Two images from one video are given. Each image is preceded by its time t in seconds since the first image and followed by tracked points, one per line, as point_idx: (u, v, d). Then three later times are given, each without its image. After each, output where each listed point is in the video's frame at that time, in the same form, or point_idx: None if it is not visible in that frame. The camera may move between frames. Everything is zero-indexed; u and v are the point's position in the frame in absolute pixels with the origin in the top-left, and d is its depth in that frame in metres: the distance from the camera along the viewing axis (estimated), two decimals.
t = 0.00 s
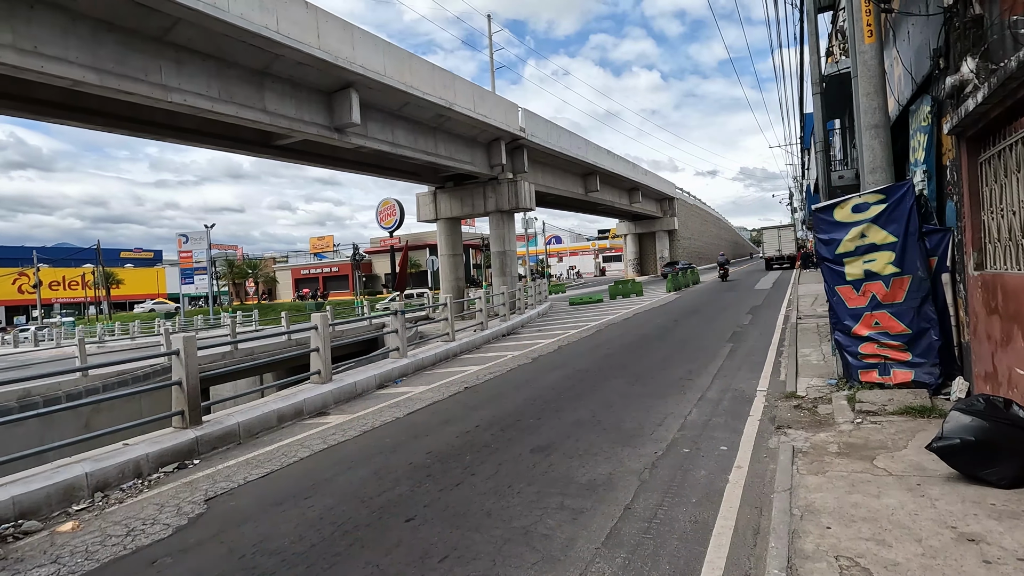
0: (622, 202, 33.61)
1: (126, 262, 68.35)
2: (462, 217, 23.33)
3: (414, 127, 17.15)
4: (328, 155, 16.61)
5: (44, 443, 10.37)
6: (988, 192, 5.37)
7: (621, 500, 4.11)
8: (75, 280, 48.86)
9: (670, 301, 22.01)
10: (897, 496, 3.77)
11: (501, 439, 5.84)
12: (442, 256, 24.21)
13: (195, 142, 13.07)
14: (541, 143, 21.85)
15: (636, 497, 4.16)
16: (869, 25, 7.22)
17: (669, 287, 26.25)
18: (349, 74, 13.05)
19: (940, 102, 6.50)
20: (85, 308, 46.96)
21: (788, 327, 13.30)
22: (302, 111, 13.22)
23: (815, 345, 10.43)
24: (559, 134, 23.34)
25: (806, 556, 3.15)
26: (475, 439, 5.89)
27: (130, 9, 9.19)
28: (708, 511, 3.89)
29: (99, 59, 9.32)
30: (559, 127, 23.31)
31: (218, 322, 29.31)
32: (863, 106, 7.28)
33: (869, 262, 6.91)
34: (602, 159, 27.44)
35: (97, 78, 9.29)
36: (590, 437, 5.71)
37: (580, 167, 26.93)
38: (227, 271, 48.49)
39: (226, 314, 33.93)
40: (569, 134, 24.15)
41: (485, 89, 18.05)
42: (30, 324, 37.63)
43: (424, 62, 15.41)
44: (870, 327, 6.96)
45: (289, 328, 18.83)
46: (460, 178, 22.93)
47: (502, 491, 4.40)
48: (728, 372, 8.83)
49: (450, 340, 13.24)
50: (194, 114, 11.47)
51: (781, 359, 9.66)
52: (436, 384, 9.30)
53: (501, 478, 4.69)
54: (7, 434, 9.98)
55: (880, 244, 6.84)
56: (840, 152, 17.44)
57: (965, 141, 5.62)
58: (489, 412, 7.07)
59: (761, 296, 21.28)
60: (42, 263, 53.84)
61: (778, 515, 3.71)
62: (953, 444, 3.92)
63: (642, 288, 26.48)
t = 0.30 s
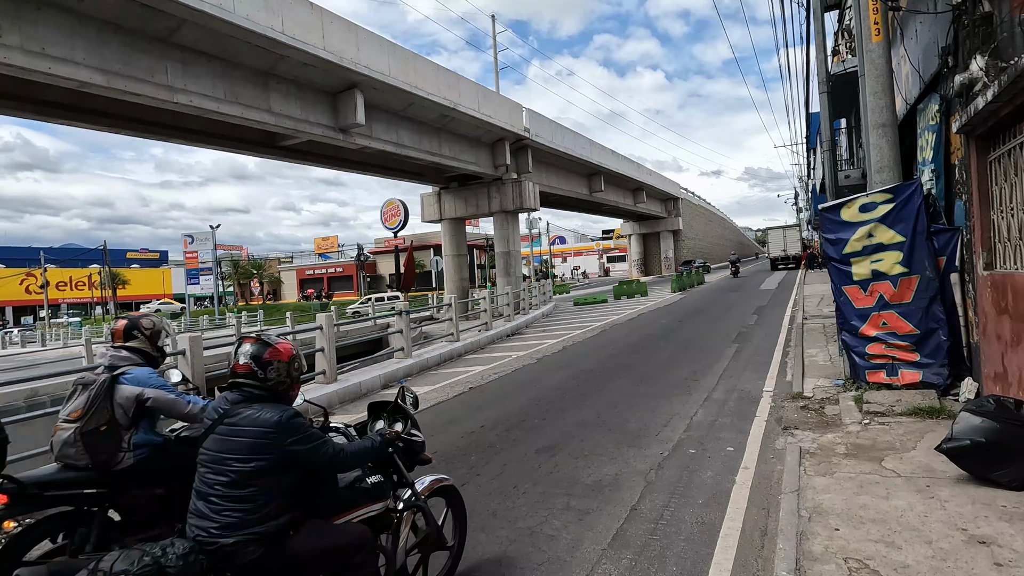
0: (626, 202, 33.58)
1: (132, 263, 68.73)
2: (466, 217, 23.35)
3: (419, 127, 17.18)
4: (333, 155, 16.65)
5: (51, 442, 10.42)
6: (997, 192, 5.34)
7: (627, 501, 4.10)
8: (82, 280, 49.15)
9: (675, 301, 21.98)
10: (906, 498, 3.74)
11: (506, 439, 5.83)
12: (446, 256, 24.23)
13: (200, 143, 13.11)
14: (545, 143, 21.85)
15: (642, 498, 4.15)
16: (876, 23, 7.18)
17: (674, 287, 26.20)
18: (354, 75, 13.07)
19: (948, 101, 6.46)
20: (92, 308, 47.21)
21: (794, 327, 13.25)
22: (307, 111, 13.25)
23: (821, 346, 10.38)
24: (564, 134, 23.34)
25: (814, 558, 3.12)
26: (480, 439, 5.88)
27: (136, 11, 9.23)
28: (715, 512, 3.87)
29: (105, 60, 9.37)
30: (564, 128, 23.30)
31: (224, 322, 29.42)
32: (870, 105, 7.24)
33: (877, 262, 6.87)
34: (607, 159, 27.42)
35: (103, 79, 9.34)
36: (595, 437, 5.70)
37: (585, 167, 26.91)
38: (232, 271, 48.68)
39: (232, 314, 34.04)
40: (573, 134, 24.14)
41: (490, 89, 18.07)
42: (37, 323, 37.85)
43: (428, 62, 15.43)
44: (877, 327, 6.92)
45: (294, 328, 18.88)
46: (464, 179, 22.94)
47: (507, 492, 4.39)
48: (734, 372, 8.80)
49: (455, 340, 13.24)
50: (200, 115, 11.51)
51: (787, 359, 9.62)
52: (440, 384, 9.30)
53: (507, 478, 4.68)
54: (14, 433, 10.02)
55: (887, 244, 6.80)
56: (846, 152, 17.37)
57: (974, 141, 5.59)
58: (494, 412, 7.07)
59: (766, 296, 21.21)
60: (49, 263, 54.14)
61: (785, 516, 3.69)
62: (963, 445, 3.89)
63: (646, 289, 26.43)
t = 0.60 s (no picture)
0: (636, 199, 33.43)
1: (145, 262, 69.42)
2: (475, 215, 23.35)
3: (428, 125, 17.20)
4: (343, 154, 16.72)
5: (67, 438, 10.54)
6: (1017, 187, 5.24)
7: (639, 499, 4.07)
8: (96, 279, 49.70)
9: (686, 298, 21.87)
10: (923, 498, 3.69)
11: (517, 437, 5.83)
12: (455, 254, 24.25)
13: (212, 142, 13.21)
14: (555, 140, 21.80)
15: (655, 496, 4.12)
16: (892, 16, 7.07)
17: (684, 285, 26.05)
18: (364, 73, 13.10)
19: (967, 94, 6.36)
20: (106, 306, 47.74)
21: (806, 325, 13.13)
22: (318, 110, 13.31)
23: (834, 344, 10.28)
24: (574, 132, 23.27)
25: (829, 557, 3.09)
26: (491, 437, 5.88)
27: (149, 11, 9.31)
28: (727, 511, 3.84)
29: (119, 61, 9.46)
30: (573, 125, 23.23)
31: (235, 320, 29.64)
32: (886, 99, 7.15)
33: (892, 259, 6.79)
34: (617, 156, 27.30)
35: (118, 79, 9.43)
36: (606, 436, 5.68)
37: (594, 164, 26.81)
38: (244, 270, 49.05)
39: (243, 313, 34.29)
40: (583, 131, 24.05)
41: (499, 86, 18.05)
42: (53, 321, 38.33)
43: (438, 60, 15.43)
44: (892, 325, 6.83)
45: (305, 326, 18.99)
46: (473, 176, 22.93)
47: (519, 489, 4.38)
48: (745, 370, 8.73)
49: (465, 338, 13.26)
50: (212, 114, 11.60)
51: (800, 357, 9.53)
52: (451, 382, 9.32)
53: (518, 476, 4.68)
54: (30, 430, 10.15)
55: (903, 240, 6.71)
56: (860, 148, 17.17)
57: (993, 135, 5.49)
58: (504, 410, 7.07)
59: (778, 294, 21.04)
60: (65, 262, 54.79)
61: (799, 515, 3.65)
62: (982, 444, 3.83)
63: (656, 286, 26.28)
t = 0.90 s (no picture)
0: (666, 192, 33.00)
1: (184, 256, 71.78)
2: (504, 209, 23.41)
3: (458, 120, 17.31)
4: (374, 149, 16.96)
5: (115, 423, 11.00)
6: None
7: (668, 490, 4.10)
8: (138, 272, 51.48)
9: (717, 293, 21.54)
10: (960, 495, 3.63)
11: (546, 428, 5.90)
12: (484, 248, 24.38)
13: (249, 139, 13.56)
14: (584, 133, 21.67)
15: (684, 488, 4.14)
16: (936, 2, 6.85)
17: (715, 280, 25.70)
18: (395, 70, 13.26)
19: (1015, 83, 6.14)
20: (147, 298, 49.46)
21: (842, 321, 12.83)
22: (350, 106, 13.54)
23: (871, 340, 10.04)
24: (603, 124, 23.11)
25: (861, 551, 3.08)
26: (521, 428, 5.97)
27: (190, 12, 9.59)
28: (758, 504, 3.84)
29: (162, 61, 9.78)
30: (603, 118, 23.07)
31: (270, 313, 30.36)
32: (929, 88, 6.94)
33: (933, 254, 6.62)
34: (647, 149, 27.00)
35: (161, 79, 9.77)
36: (635, 428, 5.71)
37: (624, 157, 26.58)
38: (278, 263, 50.30)
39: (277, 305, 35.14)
40: (612, 124, 23.86)
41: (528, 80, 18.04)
42: (99, 313, 39.87)
43: (467, 55, 15.51)
44: (932, 321, 6.66)
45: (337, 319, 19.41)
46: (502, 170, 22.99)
47: (549, 479, 4.45)
48: (778, 366, 8.61)
49: (493, 331, 13.36)
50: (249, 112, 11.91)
51: (834, 353, 9.35)
52: (480, 374, 9.42)
53: (548, 466, 4.74)
54: (84, 415, 10.68)
55: (945, 234, 6.53)
56: (901, 138, 16.62)
57: None
58: (533, 402, 7.14)
59: (812, 289, 20.56)
60: (108, 256, 56.91)
61: (831, 510, 3.63)
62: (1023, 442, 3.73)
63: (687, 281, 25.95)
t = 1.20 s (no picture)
0: (713, 184, 32.29)
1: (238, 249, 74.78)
2: (546, 202, 23.46)
3: (501, 114, 17.45)
4: (420, 145, 17.29)
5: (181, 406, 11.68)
6: None
7: (711, 480, 4.15)
8: (196, 265, 53.96)
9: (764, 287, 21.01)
10: (1016, 493, 3.54)
11: (590, 418, 5.99)
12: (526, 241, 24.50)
13: (302, 137, 14.08)
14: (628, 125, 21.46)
15: (727, 478, 4.18)
16: None
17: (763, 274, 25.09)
18: (440, 66, 13.49)
19: None
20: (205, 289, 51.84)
21: (898, 317, 12.37)
22: (397, 103, 13.87)
23: (928, 336, 9.67)
24: (647, 116, 22.81)
25: (908, 544, 3.07)
26: (564, 417, 6.08)
27: (248, 16, 10.03)
28: (802, 495, 3.84)
29: (223, 64, 10.27)
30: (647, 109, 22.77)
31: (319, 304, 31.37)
32: (994, 74, 6.63)
33: (996, 247, 6.36)
34: (692, 140, 26.50)
35: (222, 81, 10.27)
36: (678, 420, 5.74)
37: (668, 149, 26.17)
38: (326, 256, 51.80)
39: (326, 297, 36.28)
40: (657, 115, 23.53)
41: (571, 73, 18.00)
42: (161, 303, 42.05)
43: (510, 49, 15.60)
44: (993, 317, 6.39)
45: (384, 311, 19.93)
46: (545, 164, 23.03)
47: (593, 466, 4.55)
48: (827, 361, 8.42)
49: (536, 324, 13.49)
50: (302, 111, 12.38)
51: (888, 350, 9.07)
52: (523, 366, 9.57)
53: (591, 454, 4.84)
54: (156, 398, 11.40)
55: (1009, 227, 6.26)
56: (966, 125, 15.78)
57: None
58: (577, 393, 7.24)
59: (866, 284, 19.80)
60: (169, 249, 59.85)
61: (878, 503, 3.61)
62: None
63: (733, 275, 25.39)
